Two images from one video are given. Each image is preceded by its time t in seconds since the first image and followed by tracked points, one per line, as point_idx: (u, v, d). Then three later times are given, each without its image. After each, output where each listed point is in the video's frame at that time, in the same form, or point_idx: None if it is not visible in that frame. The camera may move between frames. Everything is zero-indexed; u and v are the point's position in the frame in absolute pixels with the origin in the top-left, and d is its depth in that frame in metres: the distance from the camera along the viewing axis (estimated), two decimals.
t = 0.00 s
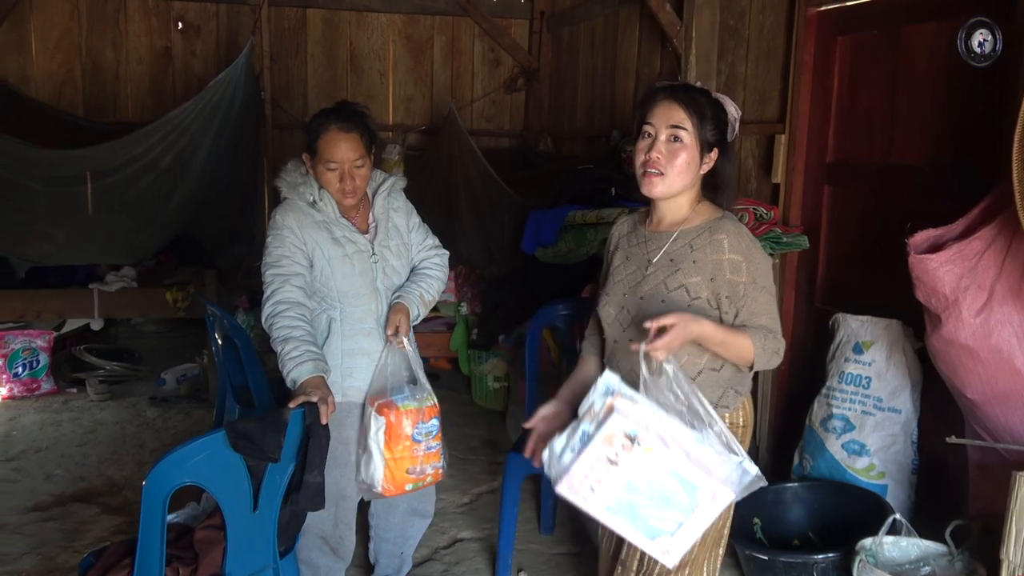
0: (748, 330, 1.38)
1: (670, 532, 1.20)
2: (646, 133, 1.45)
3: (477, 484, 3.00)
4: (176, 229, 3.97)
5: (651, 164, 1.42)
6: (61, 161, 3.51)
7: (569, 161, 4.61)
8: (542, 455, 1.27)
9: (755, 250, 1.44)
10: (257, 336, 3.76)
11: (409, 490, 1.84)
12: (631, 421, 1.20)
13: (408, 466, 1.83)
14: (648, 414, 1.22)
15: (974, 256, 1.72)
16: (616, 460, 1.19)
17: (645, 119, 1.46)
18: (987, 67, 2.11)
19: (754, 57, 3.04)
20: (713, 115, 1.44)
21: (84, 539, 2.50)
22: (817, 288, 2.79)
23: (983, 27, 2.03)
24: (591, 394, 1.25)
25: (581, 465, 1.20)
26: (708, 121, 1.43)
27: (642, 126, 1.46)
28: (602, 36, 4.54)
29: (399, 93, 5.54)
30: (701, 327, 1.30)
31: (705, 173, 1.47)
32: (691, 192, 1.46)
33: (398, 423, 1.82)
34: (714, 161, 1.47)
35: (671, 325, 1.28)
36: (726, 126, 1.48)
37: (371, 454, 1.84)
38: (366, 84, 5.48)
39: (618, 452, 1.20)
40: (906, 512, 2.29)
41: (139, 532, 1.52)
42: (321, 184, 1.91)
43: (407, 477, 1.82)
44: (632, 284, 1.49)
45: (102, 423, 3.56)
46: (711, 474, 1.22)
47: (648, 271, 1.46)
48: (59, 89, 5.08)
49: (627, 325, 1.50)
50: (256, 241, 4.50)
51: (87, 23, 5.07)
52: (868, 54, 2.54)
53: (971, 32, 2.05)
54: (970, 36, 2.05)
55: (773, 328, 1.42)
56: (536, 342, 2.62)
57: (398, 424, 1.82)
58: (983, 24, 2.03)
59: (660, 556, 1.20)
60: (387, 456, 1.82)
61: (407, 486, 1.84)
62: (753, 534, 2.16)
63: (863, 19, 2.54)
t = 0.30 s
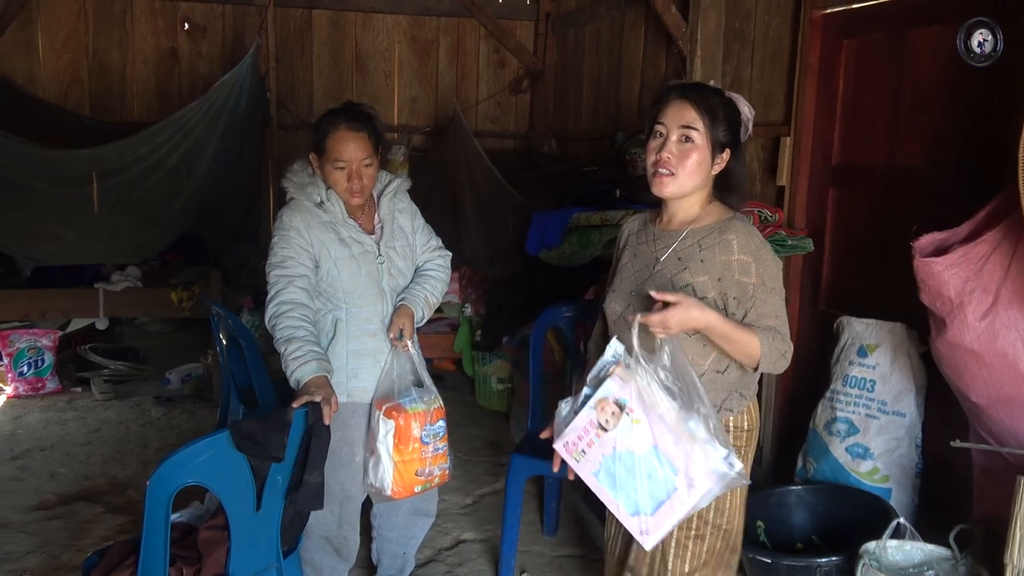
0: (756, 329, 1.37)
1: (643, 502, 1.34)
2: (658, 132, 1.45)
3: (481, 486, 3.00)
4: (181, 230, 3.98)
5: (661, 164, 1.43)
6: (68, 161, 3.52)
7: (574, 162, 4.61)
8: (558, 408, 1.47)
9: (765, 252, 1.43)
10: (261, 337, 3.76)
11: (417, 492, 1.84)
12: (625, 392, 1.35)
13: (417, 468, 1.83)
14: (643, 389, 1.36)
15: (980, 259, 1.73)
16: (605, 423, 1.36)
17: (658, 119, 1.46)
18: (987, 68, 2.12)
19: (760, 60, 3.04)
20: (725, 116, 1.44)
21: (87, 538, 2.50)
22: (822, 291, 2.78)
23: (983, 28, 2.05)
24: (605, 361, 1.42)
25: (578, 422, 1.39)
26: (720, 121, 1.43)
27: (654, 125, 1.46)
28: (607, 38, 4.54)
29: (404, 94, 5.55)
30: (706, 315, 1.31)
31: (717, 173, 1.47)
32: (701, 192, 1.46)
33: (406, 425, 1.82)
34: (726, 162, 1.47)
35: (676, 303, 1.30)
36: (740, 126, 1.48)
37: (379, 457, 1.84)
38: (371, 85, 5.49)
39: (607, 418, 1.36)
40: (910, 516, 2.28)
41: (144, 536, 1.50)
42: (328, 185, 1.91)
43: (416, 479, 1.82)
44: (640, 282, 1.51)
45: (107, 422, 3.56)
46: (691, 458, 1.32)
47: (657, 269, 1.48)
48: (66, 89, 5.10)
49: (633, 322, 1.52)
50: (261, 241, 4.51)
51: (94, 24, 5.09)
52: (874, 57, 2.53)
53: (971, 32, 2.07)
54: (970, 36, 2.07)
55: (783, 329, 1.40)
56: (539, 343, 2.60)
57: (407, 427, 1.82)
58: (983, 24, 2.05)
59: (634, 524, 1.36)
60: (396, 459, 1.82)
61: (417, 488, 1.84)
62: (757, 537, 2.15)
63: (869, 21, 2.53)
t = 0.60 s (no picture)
0: (748, 331, 1.37)
1: (623, 486, 1.38)
2: (664, 131, 1.47)
3: (480, 487, 3.00)
4: (183, 230, 3.99)
5: (666, 161, 1.44)
6: (70, 162, 3.52)
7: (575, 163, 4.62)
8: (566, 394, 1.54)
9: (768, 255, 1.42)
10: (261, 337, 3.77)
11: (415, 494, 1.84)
12: (616, 376, 1.41)
13: (415, 470, 1.83)
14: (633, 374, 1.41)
15: (978, 262, 1.74)
16: (596, 405, 1.42)
17: (665, 117, 1.48)
18: (987, 68, 2.13)
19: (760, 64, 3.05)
20: (730, 112, 1.44)
21: (87, 538, 2.51)
22: (822, 293, 2.79)
23: (983, 27, 2.05)
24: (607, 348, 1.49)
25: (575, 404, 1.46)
26: (725, 119, 1.43)
27: (661, 124, 1.48)
28: (609, 40, 4.55)
29: (406, 95, 5.55)
30: (695, 309, 1.32)
31: (724, 171, 1.47)
32: (708, 189, 1.47)
33: (405, 427, 1.82)
34: (734, 159, 1.47)
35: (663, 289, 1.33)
36: (747, 121, 1.48)
37: (378, 458, 1.84)
38: (373, 86, 5.50)
39: (599, 401, 1.42)
40: (909, 518, 2.28)
41: (151, 532, 1.49)
42: (332, 186, 1.91)
43: (414, 481, 1.82)
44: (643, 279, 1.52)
45: (107, 422, 3.57)
46: (671, 445, 1.35)
47: (659, 267, 1.49)
48: (68, 89, 5.11)
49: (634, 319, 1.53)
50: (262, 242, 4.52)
51: (97, 24, 5.10)
52: (874, 61, 2.54)
53: (971, 32, 2.07)
54: (970, 36, 2.07)
55: (779, 334, 1.39)
56: (539, 345, 2.60)
57: (405, 428, 1.82)
58: (983, 24, 2.06)
59: (614, 507, 1.39)
60: (394, 460, 1.82)
61: (415, 489, 1.84)
62: (755, 539, 2.15)
63: (870, 23, 2.54)
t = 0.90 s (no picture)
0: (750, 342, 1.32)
1: (619, 507, 1.29)
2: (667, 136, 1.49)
3: (480, 488, 3.01)
4: (184, 231, 4.00)
5: (665, 171, 1.46)
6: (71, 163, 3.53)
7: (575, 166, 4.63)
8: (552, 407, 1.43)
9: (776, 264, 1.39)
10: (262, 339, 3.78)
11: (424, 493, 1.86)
12: (612, 391, 1.31)
13: (424, 470, 1.84)
14: (630, 390, 1.31)
15: (977, 266, 1.76)
16: (589, 422, 1.32)
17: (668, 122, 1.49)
18: (987, 68, 2.14)
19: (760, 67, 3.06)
20: (709, 110, 1.40)
21: (88, 538, 2.51)
22: (821, 297, 2.80)
23: (983, 27, 2.09)
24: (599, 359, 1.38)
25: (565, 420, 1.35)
26: (703, 118, 1.40)
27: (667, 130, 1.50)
28: (609, 43, 4.56)
29: (407, 98, 5.57)
30: (698, 320, 1.27)
31: (724, 169, 1.42)
32: (708, 189, 1.44)
33: (413, 428, 1.83)
34: (730, 155, 1.41)
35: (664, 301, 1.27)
36: (740, 112, 1.41)
37: (386, 459, 1.85)
38: (374, 89, 5.52)
39: (592, 418, 1.31)
40: (908, 522, 2.29)
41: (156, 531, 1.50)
42: (336, 187, 1.92)
43: (423, 481, 1.83)
44: (648, 278, 1.50)
45: (108, 423, 3.58)
46: (672, 464, 1.26)
47: (664, 267, 1.46)
48: (70, 91, 5.13)
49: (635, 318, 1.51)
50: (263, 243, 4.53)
51: (99, 26, 5.12)
52: (874, 65, 2.55)
53: (971, 32, 2.11)
54: (969, 35, 2.11)
55: (783, 346, 1.35)
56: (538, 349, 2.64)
57: (414, 429, 1.83)
58: (983, 23, 2.09)
59: (611, 529, 1.30)
60: (403, 461, 1.82)
61: (423, 489, 1.85)
62: (754, 541, 2.17)
63: (869, 26, 2.55)
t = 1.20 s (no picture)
0: (742, 356, 1.32)
1: (624, 537, 1.29)
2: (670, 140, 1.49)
3: (479, 490, 3.01)
4: (183, 233, 4.00)
5: (667, 171, 1.46)
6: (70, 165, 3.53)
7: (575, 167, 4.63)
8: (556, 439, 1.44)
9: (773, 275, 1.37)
10: (261, 341, 3.77)
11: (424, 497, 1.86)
12: (603, 422, 1.32)
13: (425, 474, 1.84)
14: (621, 420, 1.31)
15: (975, 267, 1.76)
16: (586, 455, 1.33)
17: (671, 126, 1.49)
18: (987, 68, 2.13)
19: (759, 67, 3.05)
20: (704, 108, 1.40)
21: (86, 541, 2.51)
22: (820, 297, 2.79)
23: (983, 27, 2.09)
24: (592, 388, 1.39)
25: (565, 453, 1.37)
26: (697, 115, 1.40)
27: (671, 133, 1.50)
28: (608, 44, 4.57)
29: (406, 99, 5.57)
30: (690, 339, 1.27)
31: (721, 167, 1.42)
32: (707, 188, 1.43)
33: (415, 432, 1.83)
34: (725, 152, 1.41)
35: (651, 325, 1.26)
36: (741, 109, 1.40)
37: (387, 463, 1.85)
38: (372, 91, 5.52)
39: (588, 449, 1.33)
40: (907, 523, 2.29)
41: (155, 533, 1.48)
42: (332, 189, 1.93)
43: (424, 484, 1.84)
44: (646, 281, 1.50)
45: (107, 425, 3.58)
46: (668, 490, 1.26)
47: (663, 271, 1.45)
48: (69, 94, 5.13)
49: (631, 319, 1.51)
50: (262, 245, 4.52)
51: (98, 28, 5.12)
52: (872, 65, 2.55)
53: (971, 32, 2.11)
54: (969, 35, 2.12)
55: (776, 361, 1.34)
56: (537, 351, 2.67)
57: (416, 434, 1.83)
58: (983, 24, 2.10)
59: (619, 557, 1.30)
60: (405, 466, 1.82)
61: (424, 493, 1.85)
62: (753, 542, 2.17)
63: (867, 26, 2.55)
